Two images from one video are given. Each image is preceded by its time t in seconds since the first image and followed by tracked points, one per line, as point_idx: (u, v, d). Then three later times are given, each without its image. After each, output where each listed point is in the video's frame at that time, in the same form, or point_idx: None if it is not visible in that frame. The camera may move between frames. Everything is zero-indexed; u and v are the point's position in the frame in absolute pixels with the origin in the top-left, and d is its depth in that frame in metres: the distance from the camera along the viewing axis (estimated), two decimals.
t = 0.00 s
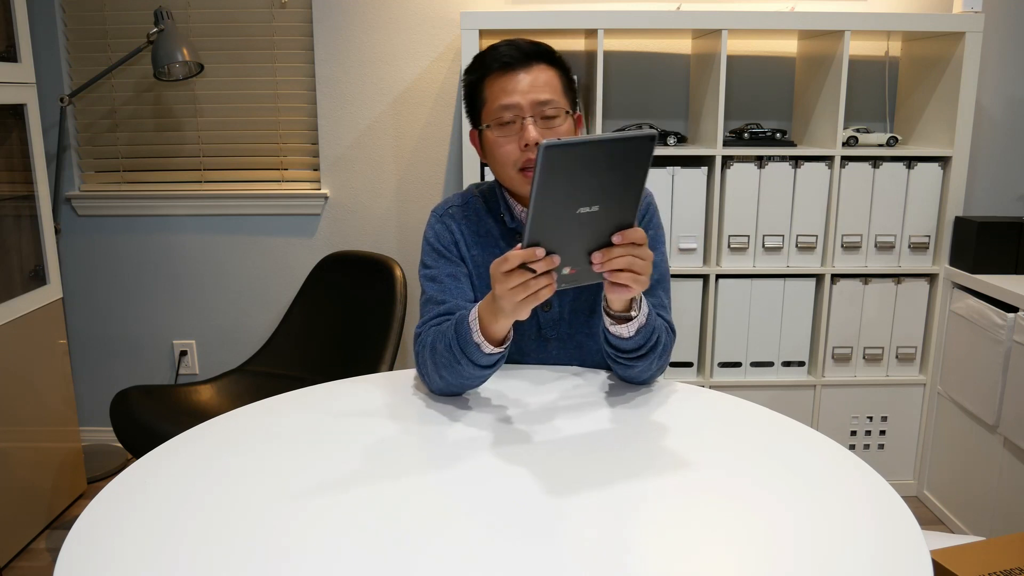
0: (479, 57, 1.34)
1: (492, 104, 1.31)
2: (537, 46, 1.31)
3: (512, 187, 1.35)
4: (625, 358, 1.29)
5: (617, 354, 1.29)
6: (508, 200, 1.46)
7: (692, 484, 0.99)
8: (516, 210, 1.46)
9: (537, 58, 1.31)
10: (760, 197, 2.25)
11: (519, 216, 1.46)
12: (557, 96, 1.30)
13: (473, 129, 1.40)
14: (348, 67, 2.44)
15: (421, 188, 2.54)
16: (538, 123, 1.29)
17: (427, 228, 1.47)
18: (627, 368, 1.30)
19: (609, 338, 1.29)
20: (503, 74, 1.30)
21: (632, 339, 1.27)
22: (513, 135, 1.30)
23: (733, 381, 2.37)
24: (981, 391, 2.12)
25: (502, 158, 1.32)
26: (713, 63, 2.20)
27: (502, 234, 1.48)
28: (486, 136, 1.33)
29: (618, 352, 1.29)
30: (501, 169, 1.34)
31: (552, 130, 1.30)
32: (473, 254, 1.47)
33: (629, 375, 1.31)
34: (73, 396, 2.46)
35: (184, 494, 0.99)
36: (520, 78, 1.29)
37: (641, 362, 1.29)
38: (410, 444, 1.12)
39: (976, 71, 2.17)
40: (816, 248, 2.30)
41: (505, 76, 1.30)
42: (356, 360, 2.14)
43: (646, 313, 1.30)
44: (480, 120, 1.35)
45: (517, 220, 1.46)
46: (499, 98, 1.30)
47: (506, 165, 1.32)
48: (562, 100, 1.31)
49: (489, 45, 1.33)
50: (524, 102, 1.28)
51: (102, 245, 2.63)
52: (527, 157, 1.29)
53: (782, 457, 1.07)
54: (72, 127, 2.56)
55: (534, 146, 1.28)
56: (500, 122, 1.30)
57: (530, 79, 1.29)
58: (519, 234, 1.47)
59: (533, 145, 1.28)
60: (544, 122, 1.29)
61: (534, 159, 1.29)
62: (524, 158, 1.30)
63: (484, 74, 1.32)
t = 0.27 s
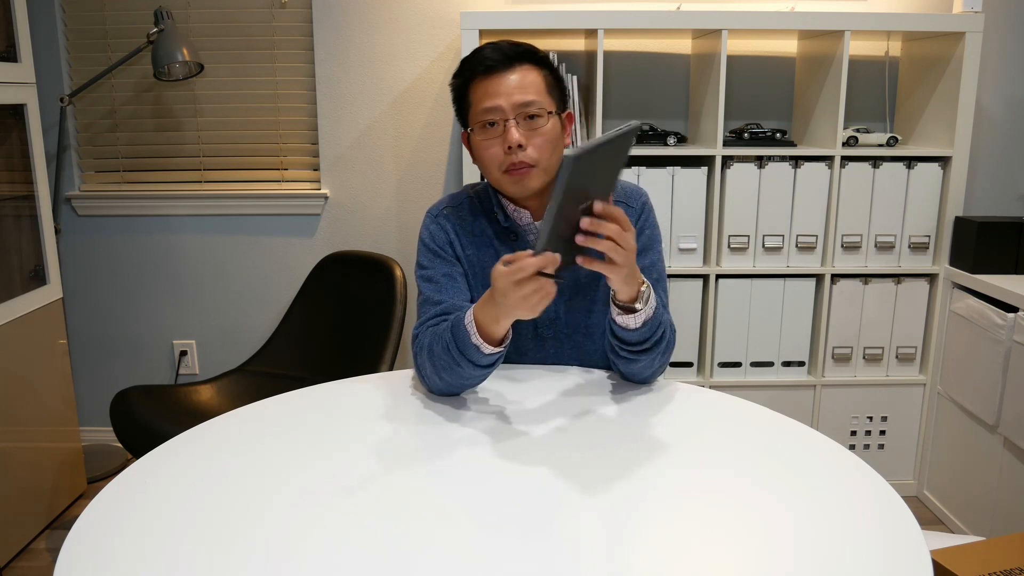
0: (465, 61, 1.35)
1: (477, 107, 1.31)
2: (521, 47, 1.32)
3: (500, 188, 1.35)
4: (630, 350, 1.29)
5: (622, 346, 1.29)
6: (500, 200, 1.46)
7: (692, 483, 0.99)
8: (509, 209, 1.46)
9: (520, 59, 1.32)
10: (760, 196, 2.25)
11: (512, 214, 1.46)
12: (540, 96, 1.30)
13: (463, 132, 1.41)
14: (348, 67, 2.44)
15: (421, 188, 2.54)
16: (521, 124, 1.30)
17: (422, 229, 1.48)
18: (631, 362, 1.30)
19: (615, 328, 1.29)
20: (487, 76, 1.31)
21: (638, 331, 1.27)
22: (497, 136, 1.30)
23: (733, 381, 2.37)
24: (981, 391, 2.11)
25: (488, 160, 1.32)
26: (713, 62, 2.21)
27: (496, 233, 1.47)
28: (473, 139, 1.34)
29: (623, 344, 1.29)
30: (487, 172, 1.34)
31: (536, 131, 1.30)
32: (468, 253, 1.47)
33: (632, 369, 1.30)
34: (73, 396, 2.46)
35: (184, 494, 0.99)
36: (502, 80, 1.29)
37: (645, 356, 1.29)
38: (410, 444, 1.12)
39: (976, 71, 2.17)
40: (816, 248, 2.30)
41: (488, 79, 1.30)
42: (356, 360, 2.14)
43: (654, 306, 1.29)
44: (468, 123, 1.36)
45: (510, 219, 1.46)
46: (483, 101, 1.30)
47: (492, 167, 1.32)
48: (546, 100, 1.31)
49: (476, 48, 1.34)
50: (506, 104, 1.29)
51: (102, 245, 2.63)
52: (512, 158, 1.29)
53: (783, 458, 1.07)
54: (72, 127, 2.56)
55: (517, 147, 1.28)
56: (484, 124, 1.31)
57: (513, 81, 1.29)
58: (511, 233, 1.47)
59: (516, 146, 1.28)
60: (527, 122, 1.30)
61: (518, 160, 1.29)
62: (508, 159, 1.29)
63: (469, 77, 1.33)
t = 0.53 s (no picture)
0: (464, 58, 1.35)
1: (473, 107, 1.31)
2: (520, 48, 1.31)
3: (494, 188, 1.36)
4: (637, 350, 1.28)
5: (630, 344, 1.28)
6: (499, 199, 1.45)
7: (692, 483, 0.99)
8: (507, 209, 1.45)
9: (519, 60, 1.31)
10: (760, 196, 2.25)
11: (510, 214, 1.46)
12: (538, 98, 1.30)
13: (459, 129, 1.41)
14: (348, 67, 2.44)
15: (421, 189, 2.54)
16: (518, 126, 1.30)
17: (420, 227, 1.47)
18: (636, 361, 1.29)
19: (624, 326, 1.28)
20: (485, 76, 1.30)
21: (648, 330, 1.27)
22: (493, 137, 1.30)
23: (733, 381, 2.37)
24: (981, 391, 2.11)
25: (483, 160, 1.32)
26: (713, 62, 2.21)
27: (494, 233, 1.47)
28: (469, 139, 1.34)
29: (631, 342, 1.28)
30: (482, 171, 1.35)
31: (531, 133, 1.30)
32: (468, 253, 1.47)
33: (635, 369, 1.30)
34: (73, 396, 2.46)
35: (185, 493, 0.99)
36: (500, 81, 1.29)
37: (651, 355, 1.29)
38: (409, 444, 1.12)
39: (976, 71, 2.17)
40: (816, 248, 2.30)
41: (485, 79, 1.30)
42: (356, 360, 2.13)
43: (662, 307, 1.29)
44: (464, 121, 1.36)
45: (508, 219, 1.46)
46: (480, 101, 1.30)
47: (486, 168, 1.32)
48: (543, 102, 1.31)
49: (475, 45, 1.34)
50: (503, 105, 1.29)
51: (102, 245, 2.63)
52: (506, 160, 1.30)
53: (784, 458, 1.07)
54: (72, 127, 2.56)
55: (512, 149, 1.28)
56: (480, 124, 1.31)
57: (511, 82, 1.29)
58: (510, 233, 1.46)
59: (511, 148, 1.28)
60: (523, 124, 1.30)
61: (512, 162, 1.30)
62: (503, 160, 1.30)
63: (467, 75, 1.33)
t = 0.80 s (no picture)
0: (470, 65, 1.30)
1: (484, 120, 1.29)
2: (529, 54, 1.27)
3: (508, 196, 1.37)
4: (642, 341, 1.29)
5: (635, 334, 1.29)
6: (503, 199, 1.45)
7: (692, 483, 0.99)
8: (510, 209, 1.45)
9: (528, 67, 1.27)
10: (760, 196, 2.25)
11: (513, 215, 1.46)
12: (551, 107, 1.28)
13: (466, 133, 1.38)
14: (348, 67, 2.44)
15: (421, 189, 2.54)
16: (532, 138, 1.29)
17: (424, 225, 1.48)
18: (639, 355, 1.29)
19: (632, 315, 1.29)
20: (496, 87, 1.27)
21: (654, 321, 1.28)
22: (508, 151, 1.29)
23: (732, 381, 2.37)
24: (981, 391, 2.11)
25: (498, 172, 1.32)
26: (713, 62, 2.20)
27: (497, 235, 1.47)
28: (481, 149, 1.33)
29: (639, 331, 1.29)
30: (495, 181, 1.35)
31: (546, 144, 1.29)
32: (472, 252, 1.47)
33: (637, 364, 1.30)
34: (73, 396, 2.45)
35: (185, 493, 0.99)
36: (511, 94, 1.26)
37: (656, 348, 1.29)
38: (410, 444, 1.12)
39: (976, 71, 2.17)
40: (816, 248, 2.30)
41: (495, 91, 1.27)
42: (356, 360, 2.13)
43: (673, 301, 1.30)
44: (474, 129, 1.34)
45: (511, 220, 1.46)
46: (493, 114, 1.28)
47: (502, 179, 1.33)
48: (555, 110, 1.29)
49: (481, 51, 1.29)
50: (517, 118, 1.26)
51: (102, 245, 2.63)
52: (523, 174, 1.30)
53: (784, 458, 1.07)
54: (72, 127, 2.56)
55: (530, 164, 1.28)
56: (494, 137, 1.29)
57: (524, 93, 1.26)
58: (513, 234, 1.46)
59: (528, 163, 1.28)
60: (538, 136, 1.29)
61: (529, 175, 1.30)
62: (519, 174, 1.30)
63: (476, 84, 1.29)
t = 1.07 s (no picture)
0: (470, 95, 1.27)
1: (494, 148, 1.27)
2: (527, 76, 1.25)
3: (520, 216, 1.38)
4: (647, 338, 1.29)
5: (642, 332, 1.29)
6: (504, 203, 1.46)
7: (693, 484, 0.99)
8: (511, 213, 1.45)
9: (528, 90, 1.25)
10: (760, 196, 2.25)
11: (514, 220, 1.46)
12: (556, 128, 1.27)
13: (469, 157, 1.37)
14: (348, 67, 2.44)
15: (421, 189, 2.54)
16: (542, 162, 1.28)
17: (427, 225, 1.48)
18: (643, 352, 1.29)
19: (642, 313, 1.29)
20: (501, 118, 1.25)
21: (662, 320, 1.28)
22: (521, 178, 1.29)
23: (732, 381, 2.37)
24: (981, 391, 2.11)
25: (512, 198, 1.32)
26: (713, 62, 2.20)
27: (499, 237, 1.47)
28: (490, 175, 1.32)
29: (647, 330, 1.29)
30: (510, 204, 1.35)
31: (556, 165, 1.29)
32: (474, 254, 1.46)
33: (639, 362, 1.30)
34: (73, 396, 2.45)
35: (185, 493, 0.99)
36: (519, 120, 1.24)
37: (663, 348, 1.29)
38: (410, 444, 1.12)
39: (976, 71, 2.17)
40: (816, 248, 2.30)
41: (501, 120, 1.25)
42: (356, 360, 2.13)
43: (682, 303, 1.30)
44: (480, 157, 1.32)
45: (512, 225, 1.45)
46: (501, 146, 1.26)
47: (517, 203, 1.33)
48: (559, 129, 1.28)
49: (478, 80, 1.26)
50: (527, 147, 1.25)
51: (102, 245, 2.63)
52: (538, 198, 1.30)
53: (784, 458, 1.07)
54: (72, 127, 2.56)
55: (544, 189, 1.28)
56: (505, 167, 1.28)
57: (529, 121, 1.24)
58: (514, 237, 1.46)
59: (543, 188, 1.28)
60: (547, 159, 1.28)
61: (544, 198, 1.30)
62: (534, 198, 1.30)
63: (479, 115, 1.27)
